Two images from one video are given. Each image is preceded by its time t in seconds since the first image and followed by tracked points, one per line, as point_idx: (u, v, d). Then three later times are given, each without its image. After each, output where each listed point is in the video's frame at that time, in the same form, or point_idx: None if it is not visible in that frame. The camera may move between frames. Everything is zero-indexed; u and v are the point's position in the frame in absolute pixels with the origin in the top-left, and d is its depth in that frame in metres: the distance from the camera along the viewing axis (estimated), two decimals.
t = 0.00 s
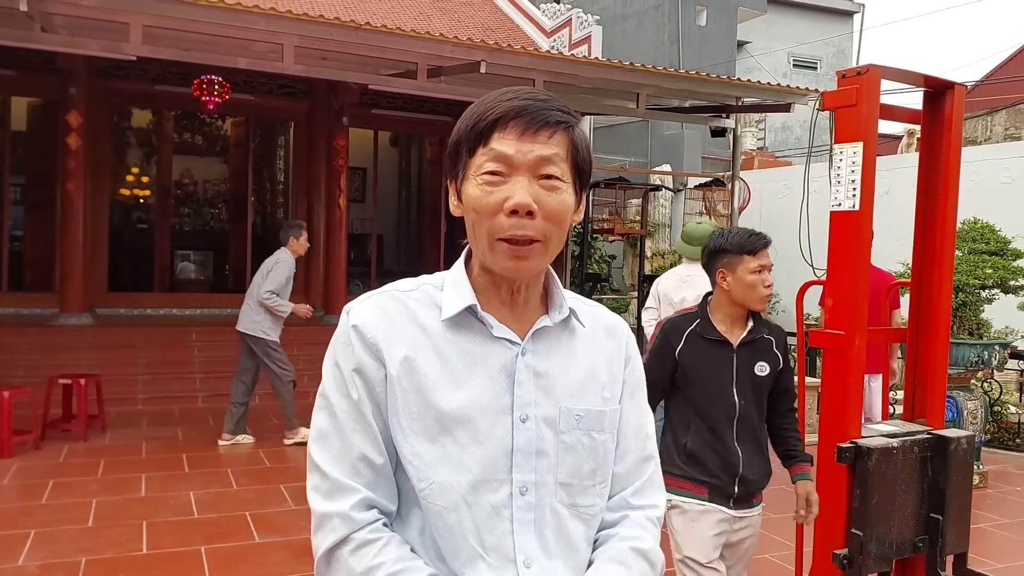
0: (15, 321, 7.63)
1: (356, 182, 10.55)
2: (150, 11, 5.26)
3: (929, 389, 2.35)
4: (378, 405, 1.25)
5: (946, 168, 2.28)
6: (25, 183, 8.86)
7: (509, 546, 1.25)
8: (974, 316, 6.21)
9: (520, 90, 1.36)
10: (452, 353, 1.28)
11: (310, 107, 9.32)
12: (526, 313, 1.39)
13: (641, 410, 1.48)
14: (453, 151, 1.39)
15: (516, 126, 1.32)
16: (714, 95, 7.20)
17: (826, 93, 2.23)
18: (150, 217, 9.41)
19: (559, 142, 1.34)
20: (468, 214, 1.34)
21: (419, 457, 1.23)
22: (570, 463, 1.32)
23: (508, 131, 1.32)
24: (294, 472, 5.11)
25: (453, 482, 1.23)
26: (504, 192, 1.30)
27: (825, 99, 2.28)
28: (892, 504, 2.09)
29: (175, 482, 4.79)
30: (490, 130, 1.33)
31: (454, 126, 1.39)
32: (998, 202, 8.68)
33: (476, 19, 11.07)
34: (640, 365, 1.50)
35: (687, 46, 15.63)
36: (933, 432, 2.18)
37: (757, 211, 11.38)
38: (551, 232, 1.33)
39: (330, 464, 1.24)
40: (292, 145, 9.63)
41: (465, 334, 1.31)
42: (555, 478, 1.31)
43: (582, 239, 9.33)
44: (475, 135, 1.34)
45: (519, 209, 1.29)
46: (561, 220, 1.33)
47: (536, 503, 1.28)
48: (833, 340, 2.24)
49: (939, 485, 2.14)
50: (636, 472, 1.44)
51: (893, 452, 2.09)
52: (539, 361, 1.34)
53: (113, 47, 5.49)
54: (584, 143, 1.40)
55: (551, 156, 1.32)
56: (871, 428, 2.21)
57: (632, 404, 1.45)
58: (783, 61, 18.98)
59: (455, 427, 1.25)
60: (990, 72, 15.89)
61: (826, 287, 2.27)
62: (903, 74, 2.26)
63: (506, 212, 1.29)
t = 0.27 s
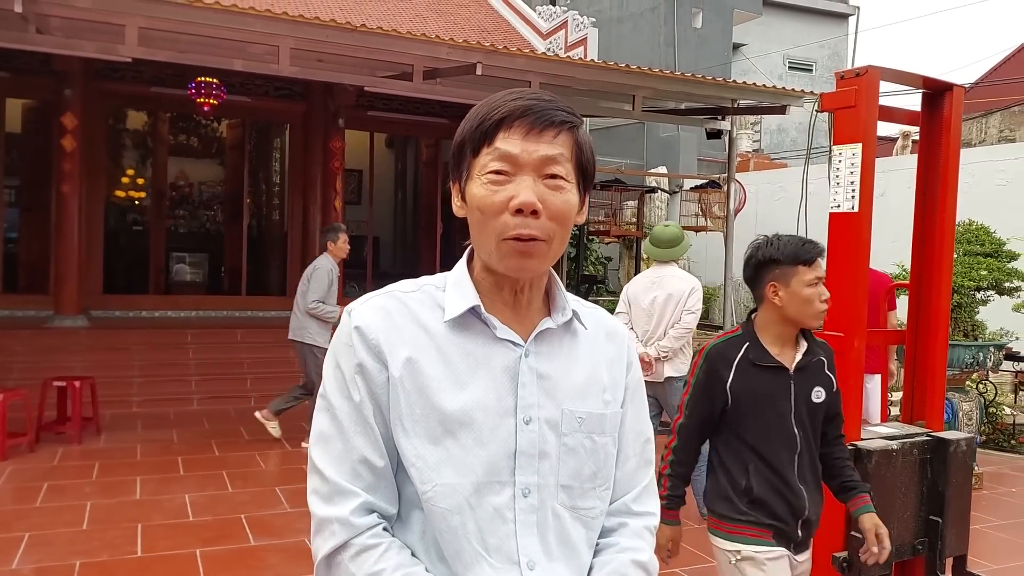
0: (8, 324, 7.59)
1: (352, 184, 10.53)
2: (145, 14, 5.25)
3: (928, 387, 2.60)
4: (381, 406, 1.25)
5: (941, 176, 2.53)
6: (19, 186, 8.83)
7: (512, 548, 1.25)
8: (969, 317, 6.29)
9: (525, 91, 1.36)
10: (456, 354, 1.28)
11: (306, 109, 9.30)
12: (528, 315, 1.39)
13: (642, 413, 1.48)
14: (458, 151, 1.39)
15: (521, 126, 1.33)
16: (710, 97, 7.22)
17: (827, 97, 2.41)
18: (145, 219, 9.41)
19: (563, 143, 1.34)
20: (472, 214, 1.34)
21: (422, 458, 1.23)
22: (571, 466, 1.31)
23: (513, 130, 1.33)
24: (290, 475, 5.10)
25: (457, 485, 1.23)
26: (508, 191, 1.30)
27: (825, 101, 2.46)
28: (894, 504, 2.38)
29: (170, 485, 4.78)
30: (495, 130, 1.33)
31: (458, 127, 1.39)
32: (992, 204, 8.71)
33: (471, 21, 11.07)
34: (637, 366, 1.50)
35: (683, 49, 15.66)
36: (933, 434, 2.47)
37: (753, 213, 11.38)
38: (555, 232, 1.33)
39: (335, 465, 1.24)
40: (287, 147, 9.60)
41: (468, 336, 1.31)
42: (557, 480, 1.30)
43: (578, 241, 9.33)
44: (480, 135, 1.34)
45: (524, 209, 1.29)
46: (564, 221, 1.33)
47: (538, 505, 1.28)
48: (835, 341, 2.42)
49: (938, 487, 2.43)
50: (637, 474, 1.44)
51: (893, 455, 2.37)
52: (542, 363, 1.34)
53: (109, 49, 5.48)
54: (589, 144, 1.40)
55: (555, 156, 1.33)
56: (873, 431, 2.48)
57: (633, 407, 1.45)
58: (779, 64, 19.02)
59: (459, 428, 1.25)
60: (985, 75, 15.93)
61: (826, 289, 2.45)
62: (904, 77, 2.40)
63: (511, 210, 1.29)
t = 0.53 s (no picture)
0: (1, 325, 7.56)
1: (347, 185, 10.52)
2: (140, 15, 5.24)
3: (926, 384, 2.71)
4: (381, 408, 1.25)
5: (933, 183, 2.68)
6: (13, 187, 8.80)
7: (512, 551, 1.25)
8: (963, 319, 6.27)
9: (525, 93, 1.36)
10: (456, 357, 1.28)
11: (301, 111, 9.28)
12: (528, 318, 1.39)
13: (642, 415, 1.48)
14: (458, 153, 1.39)
15: (522, 129, 1.33)
16: (705, 99, 7.23)
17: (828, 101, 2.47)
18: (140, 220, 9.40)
19: (564, 145, 1.35)
20: (472, 216, 1.34)
21: (422, 461, 1.23)
22: (571, 468, 1.31)
23: (515, 133, 1.33)
24: (285, 477, 5.09)
25: (456, 487, 1.23)
26: (508, 194, 1.30)
27: (825, 104, 2.52)
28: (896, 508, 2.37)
29: (164, 487, 4.76)
30: (496, 133, 1.33)
31: (458, 129, 1.39)
32: (986, 207, 8.75)
33: (467, 23, 11.06)
34: (636, 368, 1.50)
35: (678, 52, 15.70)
36: (933, 437, 2.46)
37: (747, 215, 11.41)
38: (556, 235, 1.33)
39: (335, 468, 1.24)
40: (282, 149, 9.52)
41: (468, 338, 1.31)
42: (557, 483, 1.30)
43: (574, 243, 9.34)
44: (481, 137, 1.34)
45: (524, 212, 1.29)
46: (564, 223, 1.34)
47: (537, 508, 1.28)
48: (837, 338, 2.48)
49: (938, 490, 2.42)
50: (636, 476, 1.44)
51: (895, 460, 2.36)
52: (542, 365, 1.34)
53: (104, 50, 5.47)
54: (589, 147, 1.40)
55: (555, 159, 1.33)
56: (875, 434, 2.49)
57: (633, 410, 1.46)
58: (774, 67, 19.07)
59: (459, 431, 1.25)
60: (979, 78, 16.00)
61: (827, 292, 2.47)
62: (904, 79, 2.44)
63: (511, 213, 1.29)
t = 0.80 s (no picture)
0: None
1: (344, 187, 10.53)
2: (135, 16, 5.23)
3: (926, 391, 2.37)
4: (375, 411, 1.25)
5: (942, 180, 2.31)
6: (9, 189, 8.79)
7: (506, 554, 1.25)
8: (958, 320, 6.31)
9: (525, 96, 1.36)
10: (453, 360, 1.29)
11: (298, 113, 9.26)
12: (526, 321, 1.40)
13: (642, 417, 1.48)
14: (458, 155, 1.39)
15: (521, 133, 1.32)
16: (701, 101, 7.24)
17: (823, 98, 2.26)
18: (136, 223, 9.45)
19: (563, 150, 1.34)
20: (470, 220, 1.34)
21: (418, 464, 1.23)
22: (569, 471, 1.31)
23: (513, 137, 1.33)
24: (281, 479, 5.08)
25: (451, 491, 1.23)
26: (506, 199, 1.31)
27: (823, 104, 2.31)
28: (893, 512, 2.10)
29: (160, 490, 4.75)
30: (495, 136, 1.33)
31: (458, 132, 1.39)
32: (980, 209, 8.77)
33: (463, 25, 11.08)
34: (637, 370, 1.50)
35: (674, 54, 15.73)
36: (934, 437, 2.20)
37: (743, 217, 11.43)
38: (554, 239, 1.33)
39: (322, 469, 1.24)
40: (279, 150, 9.57)
41: (465, 341, 1.31)
42: (553, 487, 1.30)
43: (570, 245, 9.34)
44: (480, 141, 1.34)
45: (522, 217, 1.29)
46: (563, 228, 1.34)
47: (534, 511, 1.28)
48: (832, 346, 2.26)
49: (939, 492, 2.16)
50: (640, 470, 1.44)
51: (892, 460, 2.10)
52: (539, 369, 1.34)
53: (99, 52, 5.46)
54: (588, 151, 1.40)
55: (554, 164, 1.33)
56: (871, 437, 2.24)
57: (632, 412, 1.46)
58: (769, 69, 19.11)
59: (454, 435, 1.25)
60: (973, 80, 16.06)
61: (825, 295, 2.29)
62: (901, 79, 2.30)
63: (508, 219, 1.30)
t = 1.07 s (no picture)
0: None
1: (340, 190, 10.52)
2: (132, 19, 5.22)
3: (926, 392, 2.36)
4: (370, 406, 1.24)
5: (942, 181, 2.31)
6: (4, 191, 8.76)
7: (499, 556, 1.25)
8: (954, 323, 6.33)
9: (523, 100, 1.36)
10: (448, 361, 1.29)
11: (294, 115, 9.26)
12: (522, 324, 1.40)
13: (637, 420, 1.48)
14: (456, 158, 1.40)
15: (519, 137, 1.33)
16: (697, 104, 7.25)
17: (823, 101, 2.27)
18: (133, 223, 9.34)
19: (561, 155, 1.34)
20: (467, 223, 1.35)
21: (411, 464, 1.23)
22: (562, 473, 1.32)
23: (511, 142, 1.33)
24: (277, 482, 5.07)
25: (444, 491, 1.23)
26: (504, 203, 1.31)
27: (823, 106, 2.31)
28: (892, 515, 2.08)
29: (156, 493, 4.74)
30: (493, 140, 1.34)
31: (457, 134, 1.39)
32: (976, 212, 8.80)
33: (460, 28, 11.09)
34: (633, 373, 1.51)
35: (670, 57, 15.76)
36: (931, 441, 2.19)
37: (739, 219, 11.44)
38: (550, 244, 1.33)
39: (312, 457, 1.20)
40: (275, 152, 9.57)
41: (459, 343, 1.31)
42: (547, 489, 1.30)
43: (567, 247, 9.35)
44: (477, 145, 1.35)
45: (518, 221, 1.29)
46: (560, 234, 1.34)
47: (526, 513, 1.28)
48: (830, 349, 2.26)
49: (937, 496, 2.14)
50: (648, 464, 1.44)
51: (892, 463, 2.08)
52: (534, 371, 1.35)
53: (95, 54, 5.45)
54: (587, 157, 1.40)
55: (552, 168, 1.33)
56: (869, 438, 2.22)
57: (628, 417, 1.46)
58: (766, 71, 19.13)
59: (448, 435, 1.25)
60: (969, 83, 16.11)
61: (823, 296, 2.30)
62: (900, 82, 2.30)
63: (505, 223, 1.30)
